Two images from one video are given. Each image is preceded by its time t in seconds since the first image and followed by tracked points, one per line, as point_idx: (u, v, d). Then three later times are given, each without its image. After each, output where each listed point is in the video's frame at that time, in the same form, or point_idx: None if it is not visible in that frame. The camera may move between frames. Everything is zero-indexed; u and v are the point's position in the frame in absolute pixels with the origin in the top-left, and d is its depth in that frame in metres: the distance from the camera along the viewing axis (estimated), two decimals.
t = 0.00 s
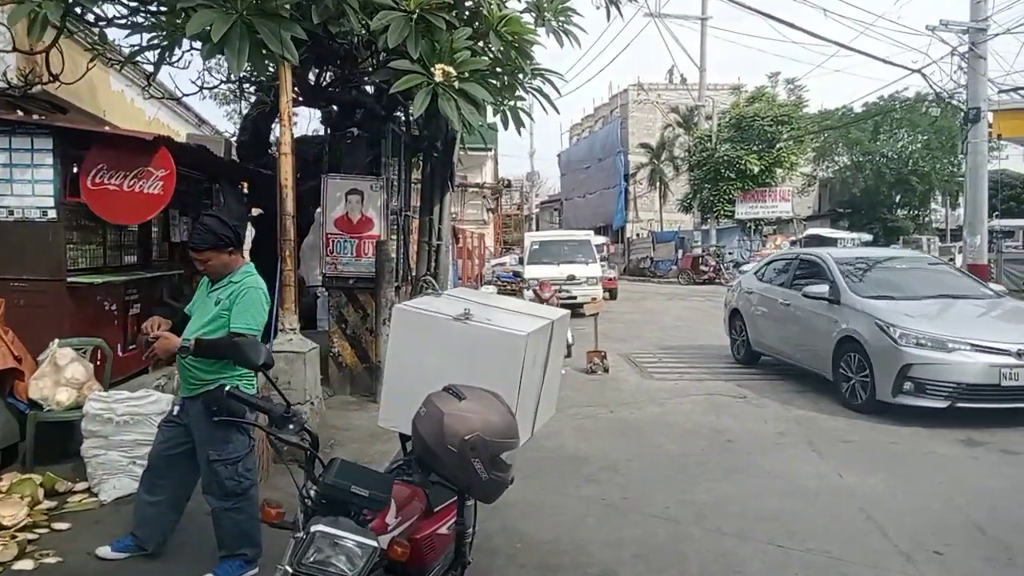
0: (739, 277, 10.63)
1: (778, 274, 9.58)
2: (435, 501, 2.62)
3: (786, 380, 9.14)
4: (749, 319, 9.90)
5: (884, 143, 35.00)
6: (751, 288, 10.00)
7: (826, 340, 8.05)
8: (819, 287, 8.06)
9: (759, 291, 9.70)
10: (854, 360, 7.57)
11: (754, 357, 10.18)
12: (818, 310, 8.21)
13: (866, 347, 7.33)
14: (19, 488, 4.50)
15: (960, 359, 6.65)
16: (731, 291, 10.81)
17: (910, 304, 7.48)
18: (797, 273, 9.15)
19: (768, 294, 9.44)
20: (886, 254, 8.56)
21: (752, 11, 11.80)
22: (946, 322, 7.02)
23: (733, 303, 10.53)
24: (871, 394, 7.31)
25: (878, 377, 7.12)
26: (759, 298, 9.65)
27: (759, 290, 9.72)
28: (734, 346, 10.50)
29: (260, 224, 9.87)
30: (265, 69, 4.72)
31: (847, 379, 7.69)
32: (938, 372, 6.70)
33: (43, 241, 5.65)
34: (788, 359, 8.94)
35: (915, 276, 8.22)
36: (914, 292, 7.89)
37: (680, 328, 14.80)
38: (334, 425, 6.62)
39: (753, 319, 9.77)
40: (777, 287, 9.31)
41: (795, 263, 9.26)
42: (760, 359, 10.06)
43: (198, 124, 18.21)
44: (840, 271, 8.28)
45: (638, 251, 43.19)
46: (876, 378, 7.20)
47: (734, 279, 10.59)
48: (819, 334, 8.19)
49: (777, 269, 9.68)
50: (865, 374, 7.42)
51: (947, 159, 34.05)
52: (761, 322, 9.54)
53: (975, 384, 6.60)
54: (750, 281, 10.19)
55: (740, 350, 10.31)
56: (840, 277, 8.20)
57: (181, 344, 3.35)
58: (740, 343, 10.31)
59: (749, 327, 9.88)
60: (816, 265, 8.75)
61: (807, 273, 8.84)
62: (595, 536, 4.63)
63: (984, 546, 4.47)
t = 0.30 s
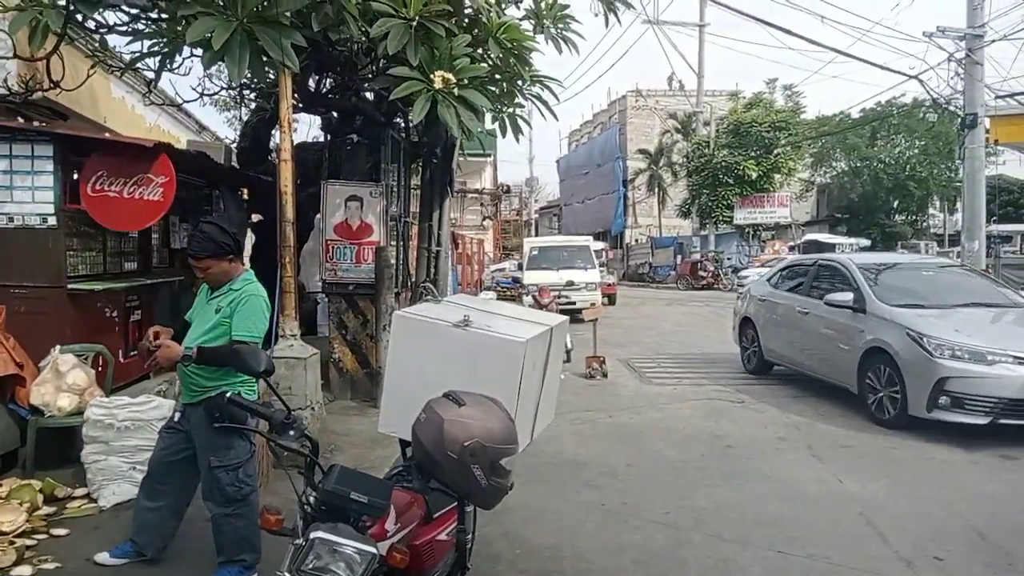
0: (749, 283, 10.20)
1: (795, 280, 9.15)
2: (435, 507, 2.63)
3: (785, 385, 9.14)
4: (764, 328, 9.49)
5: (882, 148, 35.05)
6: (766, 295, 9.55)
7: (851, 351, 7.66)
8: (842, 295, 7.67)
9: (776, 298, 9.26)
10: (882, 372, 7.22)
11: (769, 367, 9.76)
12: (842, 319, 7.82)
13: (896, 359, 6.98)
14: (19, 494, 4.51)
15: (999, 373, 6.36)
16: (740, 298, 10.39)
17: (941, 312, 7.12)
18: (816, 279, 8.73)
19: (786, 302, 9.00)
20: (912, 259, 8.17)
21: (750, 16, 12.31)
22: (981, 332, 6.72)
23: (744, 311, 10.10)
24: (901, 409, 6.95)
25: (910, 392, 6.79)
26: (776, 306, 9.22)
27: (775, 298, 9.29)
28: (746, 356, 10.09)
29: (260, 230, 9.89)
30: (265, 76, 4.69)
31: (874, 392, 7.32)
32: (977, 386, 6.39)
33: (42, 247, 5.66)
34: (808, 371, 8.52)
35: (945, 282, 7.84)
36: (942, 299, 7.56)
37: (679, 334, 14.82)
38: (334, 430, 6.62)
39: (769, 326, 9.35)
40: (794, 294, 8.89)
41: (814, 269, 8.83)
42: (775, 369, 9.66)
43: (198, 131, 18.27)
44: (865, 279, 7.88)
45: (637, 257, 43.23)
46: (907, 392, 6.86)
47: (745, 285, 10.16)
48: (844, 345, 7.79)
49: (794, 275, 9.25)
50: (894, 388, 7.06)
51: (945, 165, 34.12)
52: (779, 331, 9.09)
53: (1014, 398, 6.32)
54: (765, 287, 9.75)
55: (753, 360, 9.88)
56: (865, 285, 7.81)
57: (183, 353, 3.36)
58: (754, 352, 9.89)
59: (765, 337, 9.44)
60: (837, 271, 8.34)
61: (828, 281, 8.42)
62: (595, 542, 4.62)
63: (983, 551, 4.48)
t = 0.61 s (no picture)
0: (767, 285, 9.64)
1: (821, 281, 8.57)
2: (434, 505, 2.63)
3: (785, 384, 9.12)
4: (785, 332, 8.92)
5: (883, 147, 35.00)
6: (788, 297, 8.98)
7: (889, 357, 7.11)
8: (878, 297, 7.13)
9: (800, 300, 8.69)
10: (925, 381, 6.68)
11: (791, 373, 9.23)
12: (877, 323, 7.28)
13: (943, 367, 6.43)
14: (19, 491, 4.51)
15: None
16: (756, 300, 9.83)
17: (990, 316, 6.60)
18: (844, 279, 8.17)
19: (810, 304, 8.44)
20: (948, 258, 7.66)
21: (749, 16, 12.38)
22: None
23: (762, 314, 9.53)
24: (947, 421, 6.41)
25: (960, 404, 6.24)
26: (800, 309, 8.65)
27: (798, 299, 8.72)
28: (766, 361, 9.53)
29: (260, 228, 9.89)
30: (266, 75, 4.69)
31: (915, 403, 6.79)
32: None
33: (41, 245, 5.65)
34: (837, 377, 7.97)
35: (985, 283, 7.34)
36: (985, 301, 7.04)
37: (679, 333, 14.82)
38: (334, 428, 6.61)
39: (792, 330, 8.76)
40: (821, 295, 8.32)
41: (842, 268, 8.26)
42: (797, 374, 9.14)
43: (198, 129, 18.25)
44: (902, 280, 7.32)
45: (637, 256, 43.23)
46: (955, 403, 6.31)
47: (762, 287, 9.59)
48: (880, 351, 7.23)
49: (818, 276, 8.68)
50: (939, 398, 6.53)
51: (946, 164, 34.08)
52: (803, 335, 8.52)
53: None
54: (785, 288, 9.17)
55: (774, 365, 9.32)
56: (902, 286, 7.25)
57: (183, 353, 3.36)
58: (774, 357, 9.33)
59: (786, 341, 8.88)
60: (869, 271, 7.79)
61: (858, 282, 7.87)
62: (595, 541, 4.60)
63: (983, 551, 4.48)
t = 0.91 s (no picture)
0: (786, 288, 9.09)
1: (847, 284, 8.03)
2: (434, 506, 2.62)
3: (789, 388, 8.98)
4: (808, 338, 8.41)
5: (883, 147, 34.99)
6: (811, 301, 8.43)
7: (926, 367, 6.61)
8: (913, 301, 6.65)
9: (825, 304, 8.15)
10: (967, 394, 6.22)
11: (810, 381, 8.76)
12: (912, 330, 6.78)
13: (988, 379, 5.97)
14: (18, 493, 4.51)
15: None
16: (774, 304, 9.30)
17: None
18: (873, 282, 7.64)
19: (835, 308, 7.94)
20: (984, 260, 7.22)
21: (749, 16, 12.39)
22: None
23: (782, 318, 8.99)
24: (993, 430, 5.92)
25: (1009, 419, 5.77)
26: (825, 314, 8.11)
27: (822, 303, 8.18)
28: (786, 368, 9.01)
29: (259, 229, 9.90)
30: (265, 76, 4.68)
31: (956, 416, 6.32)
32: None
33: (42, 247, 5.66)
34: (867, 388, 7.46)
35: None
36: None
37: (679, 332, 14.83)
38: (334, 429, 6.61)
39: (815, 336, 8.25)
40: (848, 300, 7.79)
41: (870, 271, 7.77)
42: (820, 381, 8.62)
43: (198, 130, 18.26)
44: (936, 282, 6.88)
45: (636, 256, 43.24)
46: (1003, 415, 5.85)
47: (781, 290, 9.04)
48: (916, 361, 6.74)
49: (844, 279, 8.14)
50: (982, 413, 6.07)
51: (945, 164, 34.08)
52: (827, 342, 8.01)
53: None
54: (805, 290, 8.68)
55: (794, 372, 8.81)
56: (939, 291, 6.78)
57: (186, 356, 3.32)
58: (795, 364, 8.80)
59: (809, 347, 8.37)
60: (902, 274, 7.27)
61: (889, 284, 7.40)
62: (596, 542, 4.60)
63: (983, 551, 4.48)
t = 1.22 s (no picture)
0: (807, 290, 8.63)
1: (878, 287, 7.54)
2: (434, 505, 2.63)
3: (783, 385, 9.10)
4: (833, 343, 7.93)
5: (884, 146, 34.93)
6: (837, 304, 7.95)
7: (966, 376, 6.15)
8: (953, 306, 6.19)
9: (851, 307, 7.69)
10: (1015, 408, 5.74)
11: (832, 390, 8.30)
12: (950, 335, 6.31)
13: None
14: (19, 491, 4.51)
15: None
16: (794, 308, 8.81)
17: None
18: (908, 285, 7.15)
19: (863, 311, 7.47)
20: None
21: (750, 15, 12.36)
22: None
23: (804, 322, 8.49)
24: None
25: None
26: (853, 318, 7.63)
27: (850, 307, 7.70)
28: (807, 376, 8.51)
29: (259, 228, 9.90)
30: (265, 76, 4.69)
31: (1002, 431, 5.83)
32: None
33: (42, 244, 5.66)
34: (897, 397, 6.99)
35: None
36: None
37: (680, 331, 14.83)
38: (334, 428, 6.61)
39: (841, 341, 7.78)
40: (878, 303, 7.32)
41: (902, 272, 7.29)
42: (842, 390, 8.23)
43: (198, 128, 18.26)
44: (977, 284, 6.40)
45: (637, 255, 43.21)
46: None
47: (803, 292, 8.59)
48: (955, 369, 6.27)
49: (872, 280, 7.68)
50: None
51: (946, 163, 34.03)
52: (855, 348, 7.54)
53: None
54: (830, 292, 8.20)
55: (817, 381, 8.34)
56: (981, 293, 6.28)
57: (186, 356, 3.32)
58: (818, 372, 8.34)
59: (833, 353, 7.91)
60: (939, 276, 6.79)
61: (923, 286, 6.93)
62: (596, 542, 4.60)
63: (982, 551, 4.48)
